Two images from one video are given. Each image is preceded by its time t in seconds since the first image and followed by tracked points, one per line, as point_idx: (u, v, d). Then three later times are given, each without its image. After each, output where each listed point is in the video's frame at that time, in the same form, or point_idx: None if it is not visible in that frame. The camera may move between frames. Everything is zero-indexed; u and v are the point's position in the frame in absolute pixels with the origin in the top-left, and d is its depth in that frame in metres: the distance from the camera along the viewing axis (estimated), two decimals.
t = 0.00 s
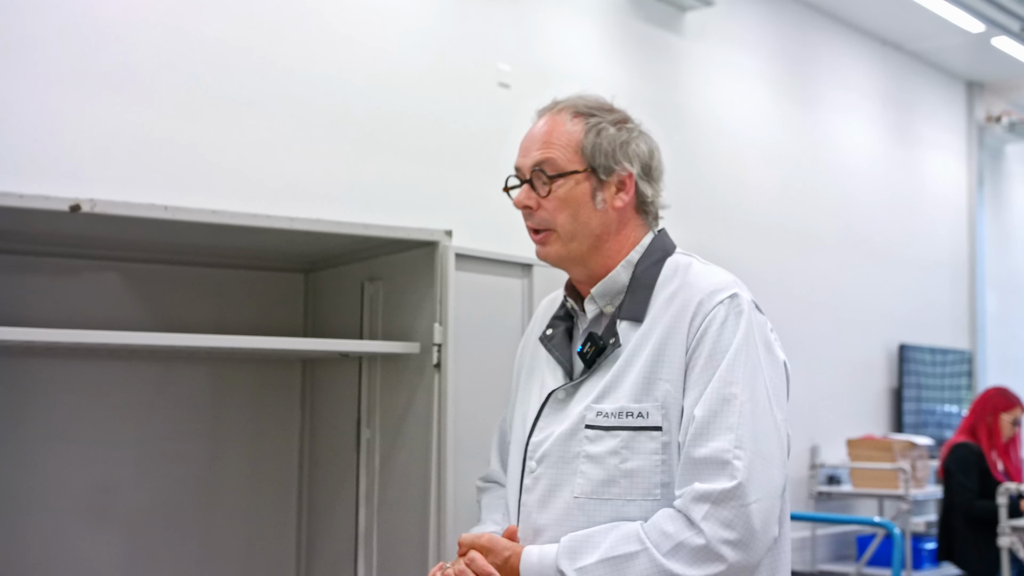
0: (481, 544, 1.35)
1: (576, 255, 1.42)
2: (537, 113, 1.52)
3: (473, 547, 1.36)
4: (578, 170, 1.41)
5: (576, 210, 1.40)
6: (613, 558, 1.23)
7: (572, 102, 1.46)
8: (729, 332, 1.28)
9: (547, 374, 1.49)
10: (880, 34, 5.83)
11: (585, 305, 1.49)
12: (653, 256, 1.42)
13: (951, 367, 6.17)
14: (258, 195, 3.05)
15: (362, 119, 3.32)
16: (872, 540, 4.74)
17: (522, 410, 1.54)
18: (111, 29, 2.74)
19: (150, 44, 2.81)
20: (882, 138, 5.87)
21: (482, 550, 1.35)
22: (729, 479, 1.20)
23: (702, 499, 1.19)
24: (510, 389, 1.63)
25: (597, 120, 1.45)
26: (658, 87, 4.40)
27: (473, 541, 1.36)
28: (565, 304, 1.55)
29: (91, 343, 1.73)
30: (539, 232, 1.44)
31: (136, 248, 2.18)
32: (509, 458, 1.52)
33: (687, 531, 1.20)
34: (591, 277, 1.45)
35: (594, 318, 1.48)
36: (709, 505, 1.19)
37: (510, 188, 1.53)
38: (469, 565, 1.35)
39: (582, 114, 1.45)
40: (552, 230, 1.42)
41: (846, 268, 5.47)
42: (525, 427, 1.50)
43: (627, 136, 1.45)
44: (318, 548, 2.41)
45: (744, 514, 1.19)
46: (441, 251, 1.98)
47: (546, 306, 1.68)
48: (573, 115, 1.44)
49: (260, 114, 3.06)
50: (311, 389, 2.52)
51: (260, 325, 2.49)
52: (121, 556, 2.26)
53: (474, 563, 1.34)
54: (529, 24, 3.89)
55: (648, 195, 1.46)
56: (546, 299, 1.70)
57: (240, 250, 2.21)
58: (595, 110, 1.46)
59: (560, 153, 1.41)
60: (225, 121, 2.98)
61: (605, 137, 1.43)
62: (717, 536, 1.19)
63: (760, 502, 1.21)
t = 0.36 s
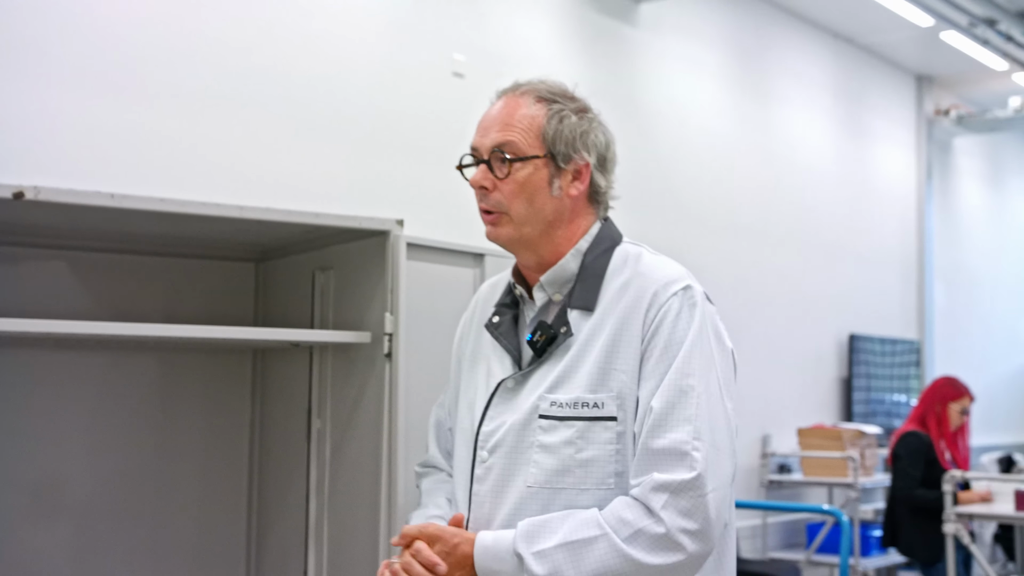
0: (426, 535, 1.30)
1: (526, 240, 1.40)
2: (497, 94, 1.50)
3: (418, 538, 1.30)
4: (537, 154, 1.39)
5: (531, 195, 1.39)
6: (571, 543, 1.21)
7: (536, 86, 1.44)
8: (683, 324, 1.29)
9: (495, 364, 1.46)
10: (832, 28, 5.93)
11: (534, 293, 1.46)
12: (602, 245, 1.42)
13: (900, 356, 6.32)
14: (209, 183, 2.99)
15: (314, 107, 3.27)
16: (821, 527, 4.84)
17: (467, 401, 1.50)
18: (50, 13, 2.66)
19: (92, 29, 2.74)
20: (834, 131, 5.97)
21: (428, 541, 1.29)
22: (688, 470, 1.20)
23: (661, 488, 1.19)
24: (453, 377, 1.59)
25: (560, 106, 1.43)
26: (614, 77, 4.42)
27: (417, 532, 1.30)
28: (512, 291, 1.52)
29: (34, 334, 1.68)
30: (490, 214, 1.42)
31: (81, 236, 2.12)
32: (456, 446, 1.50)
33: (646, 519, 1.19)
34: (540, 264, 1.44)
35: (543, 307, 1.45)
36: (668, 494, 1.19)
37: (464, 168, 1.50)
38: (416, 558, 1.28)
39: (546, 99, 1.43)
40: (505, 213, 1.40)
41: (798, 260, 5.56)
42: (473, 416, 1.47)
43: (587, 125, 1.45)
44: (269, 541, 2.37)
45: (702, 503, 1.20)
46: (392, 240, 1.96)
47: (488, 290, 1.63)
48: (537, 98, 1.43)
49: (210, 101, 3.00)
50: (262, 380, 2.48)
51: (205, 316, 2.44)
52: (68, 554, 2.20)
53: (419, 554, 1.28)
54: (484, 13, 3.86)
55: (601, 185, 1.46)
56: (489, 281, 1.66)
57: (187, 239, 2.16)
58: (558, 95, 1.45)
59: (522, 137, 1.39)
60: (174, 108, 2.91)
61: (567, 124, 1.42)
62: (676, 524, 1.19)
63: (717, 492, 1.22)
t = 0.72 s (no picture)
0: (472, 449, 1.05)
1: (522, 223, 1.40)
2: (497, 79, 1.50)
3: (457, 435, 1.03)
4: (533, 138, 1.39)
5: (527, 178, 1.39)
6: (626, 505, 1.06)
7: (532, 72, 1.45)
8: (674, 312, 1.22)
9: (487, 346, 1.47)
10: (829, 17, 5.91)
11: (526, 276, 1.47)
12: (596, 231, 1.39)
13: (897, 345, 6.32)
14: (206, 171, 2.98)
15: (310, 95, 3.26)
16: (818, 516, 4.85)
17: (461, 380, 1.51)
18: None
19: (85, 16, 2.72)
20: (832, 120, 5.97)
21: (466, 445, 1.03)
22: (729, 456, 1.13)
23: (706, 467, 1.10)
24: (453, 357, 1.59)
25: (557, 91, 1.43)
26: (611, 65, 4.40)
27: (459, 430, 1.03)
28: (508, 274, 1.53)
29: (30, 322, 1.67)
30: (487, 197, 1.42)
31: (76, 223, 2.11)
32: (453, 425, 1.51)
33: (696, 494, 1.09)
34: (536, 248, 1.44)
35: (534, 290, 1.46)
36: (711, 474, 1.10)
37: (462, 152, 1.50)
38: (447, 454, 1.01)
39: (542, 84, 1.44)
40: (501, 196, 1.40)
41: (795, 249, 5.57)
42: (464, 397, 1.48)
43: (584, 110, 1.45)
44: (267, 530, 2.38)
45: (729, 492, 1.13)
46: (389, 229, 1.96)
47: (486, 276, 1.64)
48: (533, 83, 1.43)
49: (205, 89, 2.98)
50: (260, 368, 2.49)
51: (202, 305, 2.44)
52: (65, 541, 2.20)
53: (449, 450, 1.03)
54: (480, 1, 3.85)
55: (599, 170, 1.46)
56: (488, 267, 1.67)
57: (183, 227, 2.16)
58: (555, 80, 1.45)
59: (517, 120, 1.40)
60: (170, 95, 2.90)
61: (563, 109, 1.42)
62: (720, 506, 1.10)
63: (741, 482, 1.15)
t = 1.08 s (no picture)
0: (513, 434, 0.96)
1: (515, 222, 1.41)
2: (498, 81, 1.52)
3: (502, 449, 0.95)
4: (523, 137, 1.40)
5: (517, 177, 1.39)
6: (655, 498, 1.04)
7: (525, 73, 1.46)
8: (682, 309, 1.22)
9: (487, 346, 1.46)
10: (829, 17, 5.91)
11: (528, 276, 1.46)
12: (598, 233, 1.39)
13: (897, 345, 6.33)
14: (206, 171, 2.98)
15: (309, 95, 3.26)
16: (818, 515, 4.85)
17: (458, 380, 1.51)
18: None
19: (86, 16, 2.72)
20: (832, 120, 5.97)
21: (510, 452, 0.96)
22: (745, 451, 1.14)
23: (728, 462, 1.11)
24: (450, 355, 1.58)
25: (550, 90, 1.44)
26: (611, 65, 4.41)
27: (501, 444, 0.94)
28: (509, 274, 1.53)
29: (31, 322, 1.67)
30: (483, 198, 1.44)
31: (77, 224, 2.11)
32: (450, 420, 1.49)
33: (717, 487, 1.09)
34: (533, 248, 1.43)
35: (536, 290, 1.46)
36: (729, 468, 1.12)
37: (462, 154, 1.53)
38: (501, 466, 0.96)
39: (535, 84, 1.45)
40: (493, 196, 1.41)
41: (796, 249, 5.57)
42: (461, 395, 1.47)
43: (577, 108, 1.44)
44: (267, 530, 2.38)
45: (744, 486, 1.14)
46: (388, 229, 1.96)
47: (489, 277, 1.64)
48: (525, 84, 1.44)
49: (205, 89, 2.98)
50: (259, 369, 2.48)
51: (202, 304, 2.44)
52: (64, 540, 2.19)
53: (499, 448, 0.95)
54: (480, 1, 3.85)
55: (594, 169, 1.44)
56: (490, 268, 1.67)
57: (183, 227, 2.16)
58: (549, 80, 1.46)
59: (507, 120, 1.41)
60: (169, 95, 2.89)
61: (554, 107, 1.42)
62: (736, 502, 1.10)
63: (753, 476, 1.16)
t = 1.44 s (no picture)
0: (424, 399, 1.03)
1: (525, 215, 1.41)
2: (503, 72, 1.50)
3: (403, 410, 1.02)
4: (539, 130, 1.40)
5: (532, 170, 1.39)
6: (580, 483, 1.05)
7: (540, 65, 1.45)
8: (667, 303, 1.21)
9: (486, 344, 1.47)
10: (829, 17, 5.92)
11: (524, 271, 1.46)
12: (596, 228, 1.39)
13: (896, 345, 6.33)
14: (206, 170, 2.98)
15: (309, 95, 3.26)
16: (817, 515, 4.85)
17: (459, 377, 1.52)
18: None
19: (85, 16, 2.72)
20: (831, 120, 5.98)
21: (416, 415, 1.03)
22: (699, 451, 1.09)
23: (675, 458, 1.07)
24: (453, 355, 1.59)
25: (564, 85, 1.44)
26: (611, 66, 4.41)
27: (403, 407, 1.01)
28: (508, 272, 1.53)
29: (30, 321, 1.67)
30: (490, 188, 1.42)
31: (77, 223, 2.11)
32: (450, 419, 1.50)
33: (657, 482, 1.06)
34: (535, 242, 1.44)
35: (532, 286, 1.45)
36: (678, 465, 1.07)
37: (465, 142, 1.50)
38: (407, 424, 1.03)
39: (549, 77, 1.45)
40: (505, 187, 1.40)
41: (795, 249, 5.57)
42: (461, 393, 1.48)
43: (590, 105, 1.46)
44: (266, 529, 2.38)
45: (702, 487, 1.09)
46: (388, 229, 1.96)
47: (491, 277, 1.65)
48: (540, 76, 1.44)
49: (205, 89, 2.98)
50: (259, 369, 2.49)
51: (202, 304, 2.44)
52: (64, 539, 2.19)
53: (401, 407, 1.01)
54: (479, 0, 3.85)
55: (601, 167, 1.47)
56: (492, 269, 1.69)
57: (183, 227, 2.16)
58: (562, 74, 1.46)
59: (524, 111, 1.40)
60: (169, 95, 2.89)
61: (570, 103, 1.43)
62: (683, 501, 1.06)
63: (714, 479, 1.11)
